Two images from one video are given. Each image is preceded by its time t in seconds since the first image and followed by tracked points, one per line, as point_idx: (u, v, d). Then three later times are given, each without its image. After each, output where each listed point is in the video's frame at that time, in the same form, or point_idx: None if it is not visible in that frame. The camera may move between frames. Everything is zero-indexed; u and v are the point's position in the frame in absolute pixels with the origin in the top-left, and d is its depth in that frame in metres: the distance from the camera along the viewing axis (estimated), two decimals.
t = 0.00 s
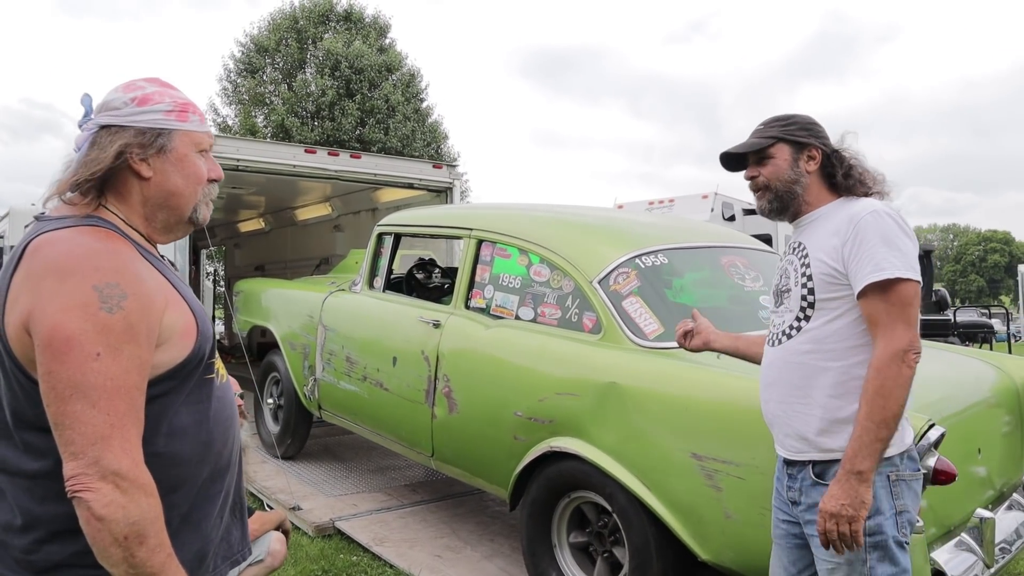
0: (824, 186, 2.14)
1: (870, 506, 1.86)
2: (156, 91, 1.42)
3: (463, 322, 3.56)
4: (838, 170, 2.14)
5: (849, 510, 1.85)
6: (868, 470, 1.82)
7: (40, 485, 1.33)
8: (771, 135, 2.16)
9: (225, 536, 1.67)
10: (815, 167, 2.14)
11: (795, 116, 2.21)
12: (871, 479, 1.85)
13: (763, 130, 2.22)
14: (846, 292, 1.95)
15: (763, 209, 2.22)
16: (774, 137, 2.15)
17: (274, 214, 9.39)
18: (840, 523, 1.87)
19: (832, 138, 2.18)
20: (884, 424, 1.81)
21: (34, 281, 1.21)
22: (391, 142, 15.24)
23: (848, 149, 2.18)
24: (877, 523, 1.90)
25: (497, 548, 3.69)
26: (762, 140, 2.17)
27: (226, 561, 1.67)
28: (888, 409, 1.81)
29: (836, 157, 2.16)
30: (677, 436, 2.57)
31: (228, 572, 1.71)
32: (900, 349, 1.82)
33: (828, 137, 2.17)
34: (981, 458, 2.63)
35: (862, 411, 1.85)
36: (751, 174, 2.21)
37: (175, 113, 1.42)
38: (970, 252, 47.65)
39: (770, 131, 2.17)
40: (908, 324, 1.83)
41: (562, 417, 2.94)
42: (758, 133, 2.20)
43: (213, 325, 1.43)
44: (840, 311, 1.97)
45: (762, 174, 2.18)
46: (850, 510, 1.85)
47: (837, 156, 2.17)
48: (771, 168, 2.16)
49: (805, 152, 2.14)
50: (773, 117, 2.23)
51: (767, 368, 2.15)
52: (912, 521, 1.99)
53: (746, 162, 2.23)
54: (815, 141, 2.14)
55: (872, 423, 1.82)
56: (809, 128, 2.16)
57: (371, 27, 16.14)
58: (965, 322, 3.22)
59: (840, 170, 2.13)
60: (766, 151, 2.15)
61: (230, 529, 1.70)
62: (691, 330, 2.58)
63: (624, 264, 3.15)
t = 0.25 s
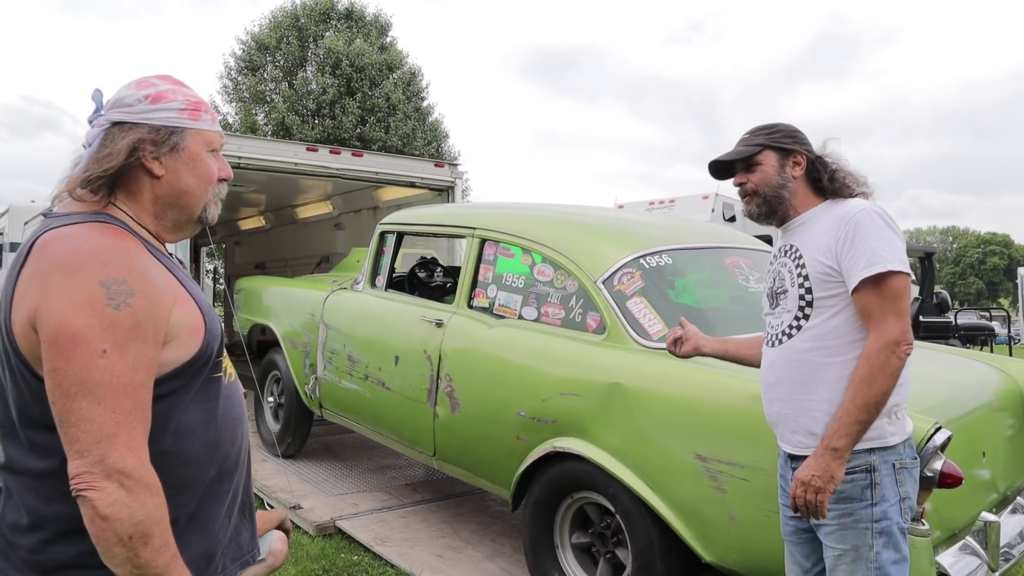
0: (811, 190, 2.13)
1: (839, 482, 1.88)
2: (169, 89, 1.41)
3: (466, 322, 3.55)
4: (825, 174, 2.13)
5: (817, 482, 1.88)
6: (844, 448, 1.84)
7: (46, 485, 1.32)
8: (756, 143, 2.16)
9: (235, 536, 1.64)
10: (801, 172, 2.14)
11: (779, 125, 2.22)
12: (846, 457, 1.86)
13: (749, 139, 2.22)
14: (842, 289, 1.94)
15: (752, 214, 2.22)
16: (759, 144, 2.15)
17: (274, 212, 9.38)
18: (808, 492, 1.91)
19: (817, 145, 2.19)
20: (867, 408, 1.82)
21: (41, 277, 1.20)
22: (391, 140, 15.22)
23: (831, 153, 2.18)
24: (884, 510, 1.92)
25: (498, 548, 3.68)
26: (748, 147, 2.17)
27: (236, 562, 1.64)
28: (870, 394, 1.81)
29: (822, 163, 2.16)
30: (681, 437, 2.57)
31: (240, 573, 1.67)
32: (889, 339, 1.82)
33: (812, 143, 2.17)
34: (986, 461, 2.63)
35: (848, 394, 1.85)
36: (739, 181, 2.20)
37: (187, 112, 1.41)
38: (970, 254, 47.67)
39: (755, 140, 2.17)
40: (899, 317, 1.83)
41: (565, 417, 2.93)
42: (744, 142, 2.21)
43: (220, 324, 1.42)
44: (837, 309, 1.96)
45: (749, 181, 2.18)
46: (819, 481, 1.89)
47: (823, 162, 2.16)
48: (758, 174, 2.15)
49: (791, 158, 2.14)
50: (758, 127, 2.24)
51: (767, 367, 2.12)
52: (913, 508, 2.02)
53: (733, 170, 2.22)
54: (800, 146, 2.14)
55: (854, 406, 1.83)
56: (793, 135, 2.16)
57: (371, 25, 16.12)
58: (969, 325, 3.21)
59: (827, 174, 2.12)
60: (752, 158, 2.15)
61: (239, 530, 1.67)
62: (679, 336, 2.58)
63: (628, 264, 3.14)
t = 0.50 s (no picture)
0: (814, 193, 2.12)
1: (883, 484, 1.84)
2: (180, 90, 1.39)
3: (473, 321, 3.54)
4: (828, 176, 2.11)
5: (864, 489, 1.82)
6: (881, 449, 1.80)
7: (56, 486, 1.31)
8: (758, 146, 2.15)
9: (247, 536, 1.62)
10: (803, 175, 2.13)
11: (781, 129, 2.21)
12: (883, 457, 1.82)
13: (750, 142, 2.21)
14: (849, 288, 1.93)
15: (755, 216, 2.20)
16: (762, 147, 2.14)
17: (278, 211, 9.37)
18: (855, 501, 1.85)
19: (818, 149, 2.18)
20: (893, 406, 1.79)
21: (54, 276, 1.19)
22: (394, 139, 15.21)
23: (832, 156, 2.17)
24: (896, 503, 1.90)
25: (505, 547, 3.67)
26: (750, 150, 2.16)
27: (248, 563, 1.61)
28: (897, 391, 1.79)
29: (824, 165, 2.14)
30: (691, 437, 2.55)
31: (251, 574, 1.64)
32: (905, 334, 1.80)
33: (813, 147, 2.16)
34: (997, 461, 2.61)
35: (871, 394, 1.83)
36: (742, 184, 2.19)
37: (200, 113, 1.39)
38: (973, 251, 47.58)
39: (757, 143, 2.16)
40: (909, 312, 1.82)
41: (574, 417, 2.92)
42: (745, 145, 2.20)
43: (232, 321, 1.41)
44: (845, 307, 1.94)
45: (752, 184, 2.16)
46: (864, 488, 1.83)
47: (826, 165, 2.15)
48: (761, 177, 2.14)
49: (793, 161, 2.12)
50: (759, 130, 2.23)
51: (774, 366, 2.10)
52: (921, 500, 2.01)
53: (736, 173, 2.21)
54: (801, 149, 2.13)
55: (881, 406, 1.80)
56: (794, 138, 2.15)
57: (374, 24, 16.11)
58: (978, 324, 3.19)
59: (829, 176, 2.11)
60: (755, 161, 2.14)
61: (251, 529, 1.65)
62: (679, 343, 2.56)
63: (636, 263, 3.13)
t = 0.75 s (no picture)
0: (823, 191, 2.10)
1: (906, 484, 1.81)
2: (178, 89, 1.38)
3: (479, 321, 3.53)
4: (837, 175, 2.09)
5: (887, 491, 1.80)
6: (901, 449, 1.77)
7: (58, 489, 1.31)
8: (768, 144, 2.14)
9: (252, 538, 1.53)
10: (812, 173, 2.12)
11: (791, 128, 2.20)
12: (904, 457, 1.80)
13: (760, 141, 2.20)
14: (858, 286, 1.91)
15: (765, 215, 2.19)
16: (771, 145, 2.13)
17: (282, 211, 9.38)
18: (880, 504, 1.81)
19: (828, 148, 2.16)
20: (911, 405, 1.77)
21: (86, 287, 1.20)
22: (398, 138, 15.20)
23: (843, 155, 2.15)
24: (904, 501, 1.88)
25: (512, 547, 3.66)
26: (759, 148, 2.15)
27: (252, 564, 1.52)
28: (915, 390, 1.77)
29: (834, 164, 2.13)
30: (699, 436, 2.54)
31: None
32: (916, 333, 1.78)
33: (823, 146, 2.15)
34: (1008, 460, 2.59)
35: (886, 395, 1.80)
36: (751, 182, 2.18)
37: (198, 113, 1.37)
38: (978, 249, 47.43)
39: (766, 141, 2.15)
40: (920, 310, 1.80)
41: (581, 416, 2.90)
42: (755, 144, 2.19)
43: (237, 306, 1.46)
44: (854, 306, 1.93)
45: (761, 182, 2.15)
46: (888, 490, 1.80)
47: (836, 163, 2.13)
48: (770, 175, 2.13)
49: (802, 159, 2.11)
50: (769, 129, 2.22)
51: (782, 365, 2.09)
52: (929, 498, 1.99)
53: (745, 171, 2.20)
54: (811, 148, 2.12)
55: (898, 406, 1.78)
56: (804, 137, 2.14)
57: (377, 23, 16.11)
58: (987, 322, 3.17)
59: (839, 175, 2.09)
60: (764, 159, 2.13)
61: (255, 528, 1.56)
62: (686, 343, 2.53)
63: (643, 261, 3.11)
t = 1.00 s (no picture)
0: (831, 190, 2.09)
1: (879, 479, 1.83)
2: (178, 86, 1.36)
3: (481, 318, 3.52)
4: (846, 174, 2.08)
5: (859, 483, 1.81)
6: (881, 445, 1.78)
7: (62, 481, 1.28)
8: (777, 140, 2.13)
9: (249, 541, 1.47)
10: (820, 171, 2.10)
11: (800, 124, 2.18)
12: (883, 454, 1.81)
13: (768, 136, 2.18)
14: (865, 286, 1.90)
15: (772, 211, 2.17)
16: (780, 142, 2.11)
17: (284, 207, 9.37)
18: (848, 493, 1.84)
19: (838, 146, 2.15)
20: (898, 405, 1.77)
21: (108, 274, 1.21)
22: (401, 134, 15.18)
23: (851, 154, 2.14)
24: (905, 501, 1.87)
25: (514, 545, 3.65)
26: (768, 144, 2.14)
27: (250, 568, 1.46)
28: (904, 391, 1.76)
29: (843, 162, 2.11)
30: (702, 434, 2.53)
31: None
32: (915, 334, 1.77)
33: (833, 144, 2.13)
34: (1013, 460, 2.58)
35: (878, 391, 1.80)
36: (759, 178, 2.16)
37: (198, 111, 1.36)
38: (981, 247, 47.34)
39: (775, 137, 2.13)
40: (923, 313, 1.78)
41: (584, 414, 2.89)
42: (763, 139, 2.17)
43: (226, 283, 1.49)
44: (861, 306, 1.91)
45: (768, 178, 2.14)
46: (860, 482, 1.82)
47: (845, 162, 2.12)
48: (778, 172, 2.11)
49: (811, 157, 2.10)
50: (778, 125, 2.20)
51: (785, 363, 2.08)
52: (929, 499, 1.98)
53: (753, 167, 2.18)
54: (820, 146, 2.10)
55: (886, 403, 1.78)
56: (813, 134, 2.12)
57: (379, 19, 16.08)
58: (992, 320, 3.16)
59: (848, 174, 2.07)
60: (773, 155, 2.11)
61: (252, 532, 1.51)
62: (687, 343, 2.51)
63: (647, 259, 3.10)
